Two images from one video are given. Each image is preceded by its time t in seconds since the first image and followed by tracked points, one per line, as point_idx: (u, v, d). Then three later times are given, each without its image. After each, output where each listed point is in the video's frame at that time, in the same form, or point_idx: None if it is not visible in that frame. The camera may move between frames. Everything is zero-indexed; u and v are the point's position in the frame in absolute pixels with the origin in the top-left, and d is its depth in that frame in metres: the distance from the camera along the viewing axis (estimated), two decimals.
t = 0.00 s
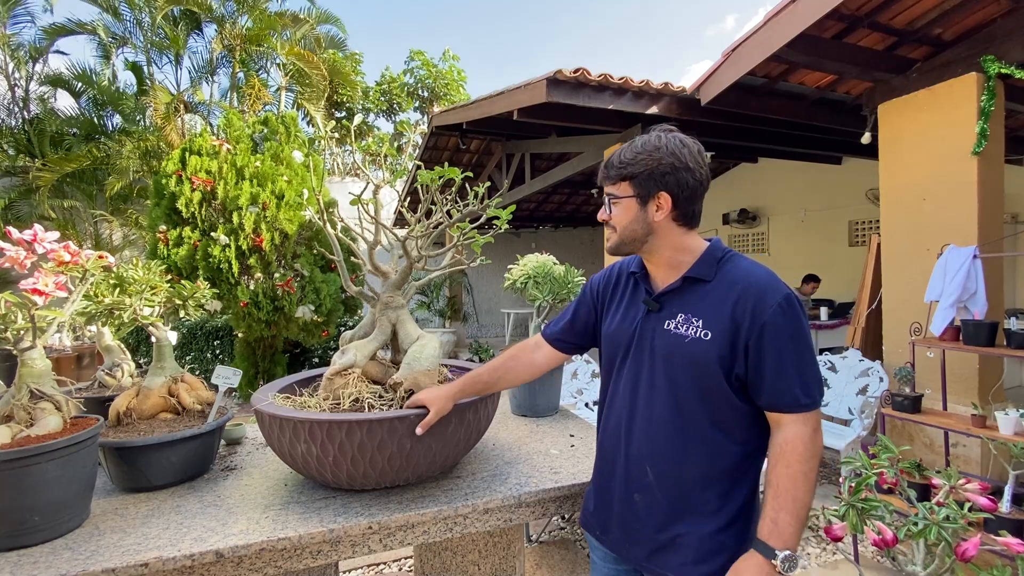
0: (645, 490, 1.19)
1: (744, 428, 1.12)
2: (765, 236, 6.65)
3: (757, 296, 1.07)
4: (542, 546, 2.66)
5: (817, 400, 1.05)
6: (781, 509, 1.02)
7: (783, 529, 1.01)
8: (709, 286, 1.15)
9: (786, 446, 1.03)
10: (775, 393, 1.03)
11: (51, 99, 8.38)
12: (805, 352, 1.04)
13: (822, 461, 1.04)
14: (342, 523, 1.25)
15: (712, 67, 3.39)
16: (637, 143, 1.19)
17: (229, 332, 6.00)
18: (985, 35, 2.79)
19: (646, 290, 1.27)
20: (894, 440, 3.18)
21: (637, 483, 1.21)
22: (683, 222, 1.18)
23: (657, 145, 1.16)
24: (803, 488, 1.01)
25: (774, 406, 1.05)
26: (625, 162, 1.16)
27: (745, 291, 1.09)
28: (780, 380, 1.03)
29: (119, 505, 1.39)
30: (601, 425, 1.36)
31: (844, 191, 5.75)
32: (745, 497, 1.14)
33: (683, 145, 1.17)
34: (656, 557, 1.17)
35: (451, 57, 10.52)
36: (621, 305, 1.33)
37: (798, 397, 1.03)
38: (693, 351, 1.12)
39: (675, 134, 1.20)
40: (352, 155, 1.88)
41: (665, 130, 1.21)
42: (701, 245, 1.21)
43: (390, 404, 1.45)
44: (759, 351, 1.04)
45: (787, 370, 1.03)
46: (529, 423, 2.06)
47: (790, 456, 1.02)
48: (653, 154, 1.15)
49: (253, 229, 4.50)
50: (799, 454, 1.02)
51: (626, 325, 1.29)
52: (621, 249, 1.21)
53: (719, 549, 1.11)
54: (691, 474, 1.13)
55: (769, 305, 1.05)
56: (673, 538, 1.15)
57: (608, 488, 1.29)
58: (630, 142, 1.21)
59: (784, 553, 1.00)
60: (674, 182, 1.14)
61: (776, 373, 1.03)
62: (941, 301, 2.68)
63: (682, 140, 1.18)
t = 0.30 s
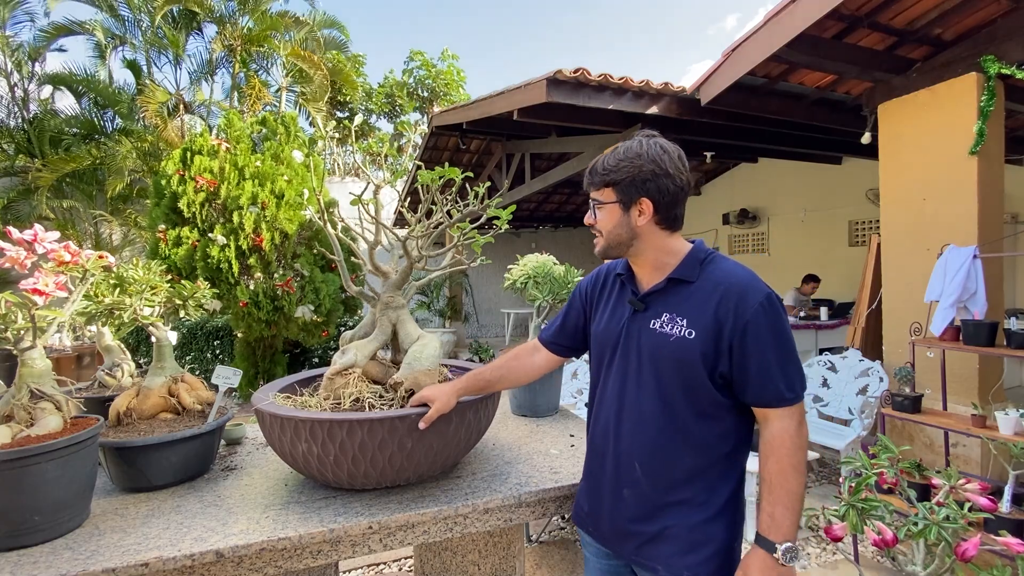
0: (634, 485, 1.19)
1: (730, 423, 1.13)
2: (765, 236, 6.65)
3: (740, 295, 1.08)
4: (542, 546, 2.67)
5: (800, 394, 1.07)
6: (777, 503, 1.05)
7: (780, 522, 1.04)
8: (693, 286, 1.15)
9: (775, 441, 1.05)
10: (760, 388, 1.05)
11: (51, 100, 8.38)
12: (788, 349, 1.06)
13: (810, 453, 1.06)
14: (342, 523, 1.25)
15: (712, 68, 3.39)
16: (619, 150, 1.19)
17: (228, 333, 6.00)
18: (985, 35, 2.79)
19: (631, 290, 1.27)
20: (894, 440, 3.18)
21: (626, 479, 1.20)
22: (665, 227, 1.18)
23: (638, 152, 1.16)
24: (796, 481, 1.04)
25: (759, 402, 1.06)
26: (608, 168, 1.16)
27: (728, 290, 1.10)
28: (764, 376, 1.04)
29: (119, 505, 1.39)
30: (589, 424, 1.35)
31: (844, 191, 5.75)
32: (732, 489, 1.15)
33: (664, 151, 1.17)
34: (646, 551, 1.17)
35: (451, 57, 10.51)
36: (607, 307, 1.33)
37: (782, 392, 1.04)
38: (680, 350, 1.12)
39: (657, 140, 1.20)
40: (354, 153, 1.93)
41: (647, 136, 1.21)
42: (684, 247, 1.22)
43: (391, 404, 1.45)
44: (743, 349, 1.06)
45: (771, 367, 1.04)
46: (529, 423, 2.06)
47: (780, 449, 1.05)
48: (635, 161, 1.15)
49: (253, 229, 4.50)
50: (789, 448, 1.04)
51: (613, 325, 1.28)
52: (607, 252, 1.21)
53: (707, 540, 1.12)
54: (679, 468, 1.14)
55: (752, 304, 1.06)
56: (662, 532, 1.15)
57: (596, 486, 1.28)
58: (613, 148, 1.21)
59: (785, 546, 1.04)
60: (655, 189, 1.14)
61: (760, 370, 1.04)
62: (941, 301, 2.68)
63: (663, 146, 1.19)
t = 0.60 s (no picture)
0: (626, 483, 1.19)
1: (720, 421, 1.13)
2: (765, 236, 6.65)
3: (729, 294, 1.08)
4: (542, 545, 2.67)
5: (790, 391, 1.07)
6: (762, 495, 1.04)
7: (764, 515, 1.03)
8: (682, 286, 1.15)
9: (765, 436, 1.05)
10: (749, 387, 1.05)
11: (52, 100, 8.38)
12: (777, 348, 1.06)
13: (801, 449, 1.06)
14: (342, 523, 1.25)
15: (712, 68, 3.39)
16: (610, 151, 1.19)
17: (228, 333, 6.00)
18: (985, 35, 2.79)
19: (623, 291, 1.27)
20: (894, 440, 3.18)
21: (618, 477, 1.20)
22: (656, 228, 1.18)
23: (629, 154, 1.16)
24: (784, 476, 1.04)
25: (749, 400, 1.06)
26: (599, 170, 1.16)
27: (717, 288, 1.10)
28: (754, 374, 1.04)
29: (119, 505, 1.38)
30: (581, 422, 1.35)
31: (844, 191, 5.75)
32: (723, 486, 1.16)
33: (654, 153, 1.17)
34: (640, 549, 1.17)
35: (451, 57, 10.51)
36: (601, 307, 1.33)
37: (771, 390, 1.04)
38: (669, 349, 1.12)
39: (648, 143, 1.20)
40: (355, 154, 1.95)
41: (637, 138, 1.21)
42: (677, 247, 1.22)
43: (407, 401, 1.44)
44: (733, 347, 1.06)
45: (761, 365, 1.04)
46: (530, 423, 2.06)
47: (770, 445, 1.05)
48: (626, 163, 1.15)
49: (253, 229, 4.50)
50: (779, 443, 1.04)
51: (604, 325, 1.28)
52: (598, 253, 1.21)
53: (699, 536, 1.13)
54: (671, 466, 1.14)
55: (741, 302, 1.06)
56: (656, 530, 1.15)
57: (590, 485, 1.28)
58: (604, 150, 1.21)
59: (767, 537, 1.03)
60: (645, 190, 1.14)
61: (749, 368, 1.04)
62: (942, 301, 2.68)
63: (655, 148, 1.18)
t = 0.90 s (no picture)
0: (619, 483, 1.19)
1: (711, 423, 1.13)
2: (765, 236, 6.65)
3: (719, 297, 1.07)
4: (542, 545, 2.67)
5: (783, 395, 1.06)
6: (752, 503, 1.03)
7: (755, 523, 1.03)
8: (674, 288, 1.15)
9: (756, 442, 1.04)
10: (739, 391, 1.04)
11: (52, 100, 8.39)
12: (769, 351, 1.04)
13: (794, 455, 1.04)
14: (342, 523, 1.25)
15: (712, 68, 3.39)
16: (602, 151, 1.19)
17: (228, 333, 5.99)
18: (985, 35, 2.79)
19: (617, 291, 1.28)
20: (894, 440, 3.18)
21: (611, 477, 1.21)
22: (649, 229, 1.18)
23: (621, 154, 1.16)
24: (775, 483, 1.02)
25: (739, 403, 1.05)
26: (591, 169, 1.16)
27: (708, 291, 1.09)
28: (743, 378, 1.03)
29: (119, 505, 1.39)
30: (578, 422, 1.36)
31: (844, 191, 5.75)
32: (717, 487, 1.15)
33: (647, 153, 1.16)
34: (633, 548, 1.18)
35: (452, 57, 10.51)
36: (596, 307, 1.34)
37: (762, 394, 1.03)
38: (659, 351, 1.12)
39: (642, 142, 1.19)
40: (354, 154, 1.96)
41: (630, 137, 1.20)
42: (671, 247, 1.21)
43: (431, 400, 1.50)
44: (722, 350, 1.05)
45: (751, 370, 1.03)
46: (529, 423, 2.06)
47: (760, 450, 1.03)
48: (617, 163, 1.15)
49: (253, 230, 4.51)
50: (770, 449, 1.03)
51: (599, 325, 1.29)
52: (591, 253, 1.21)
53: (691, 537, 1.12)
54: (662, 467, 1.14)
55: (732, 305, 1.05)
56: (648, 530, 1.15)
57: (586, 484, 1.30)
58: (598, 150, 1.21)
59: (757, 546, 1.02)
60: (637, 190, 1.13)
61: (739, 372, 1.03)
62: (942, 301, 2.68)
63: (648, 148, 1.18)
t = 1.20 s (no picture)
0: (617, 484, 1.20)
1: (708, 426, 1.13)
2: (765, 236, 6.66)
3: (714, 302, 1.06)
4: (542, 545, 2.67)
5: (780, 398, 1.05)
6: (751, 508, 1.03)
7: (754, 527, 1.03)
8: (668, 291, 1.14)
9: (755, 446, 1.04)
10: (736, 395, 1.04)
11: (52, 100, 8.39)
12: (765, 356, 1.04)
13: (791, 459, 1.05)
14: (342, 523, 1.25)
15: (712, 68, 3.39)
16: (590, 153, 1.17)
17: (228, 333, 5.99)
18: (985, 35, 2.79)
19: (611, 293, 1.28)
20: (894, 440, 3.18)
21: (608, 479, 1.21)
22: (640, 232, 1.17)
23: (609, 156, 1.14)
24: (773, 487, 1.03)
25: (737, 407, 1.05)
26: (579, 172, 1.15)
27: (703, 295, 1.09)
28: (739, 382, 1.03)
29: (119, 505, 1.39)
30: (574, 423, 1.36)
31: (844, 191, 5.75)
32: (714, 487, 1.16)
33: (637, 155, 1.14)
34: (632, 550, 1.18)
35: (452, 57, 10.51)
36: (590, 309, 1.34)
37: (759, 398, 1.03)
38: (653, 355, 1.12)
39: (633, 142, 1.17)
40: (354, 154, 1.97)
41: (619, 136, 1.18)
42: (665, 249, 1.21)
43: (441, 400, 1.50)
44: (718, 356, 1.04)
45: (747, 375, 1.02)
46: (530, 423, 2.06)
47: (758, 455, 1.03)
48: (605, 166, 1.13)
49: (252, 229, 4.51)
50: (767, 453, 1.03)
51: (593, 327, 1.29)
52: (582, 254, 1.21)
53: (692, 539, 1.13)
54: (660, 469, 1.14)
55: (726, 309, 1.04)
56: (645, 532, 1.15)
57: (583, 485, 1.30)
58: (587, 150, 1.20)
59: (755, 550, 1.01)
60: (626, 194, 1.12)
61: (734, 377, 1.03)
62: (941, 301, 2.68)
63: (638, 149, 1.16)
